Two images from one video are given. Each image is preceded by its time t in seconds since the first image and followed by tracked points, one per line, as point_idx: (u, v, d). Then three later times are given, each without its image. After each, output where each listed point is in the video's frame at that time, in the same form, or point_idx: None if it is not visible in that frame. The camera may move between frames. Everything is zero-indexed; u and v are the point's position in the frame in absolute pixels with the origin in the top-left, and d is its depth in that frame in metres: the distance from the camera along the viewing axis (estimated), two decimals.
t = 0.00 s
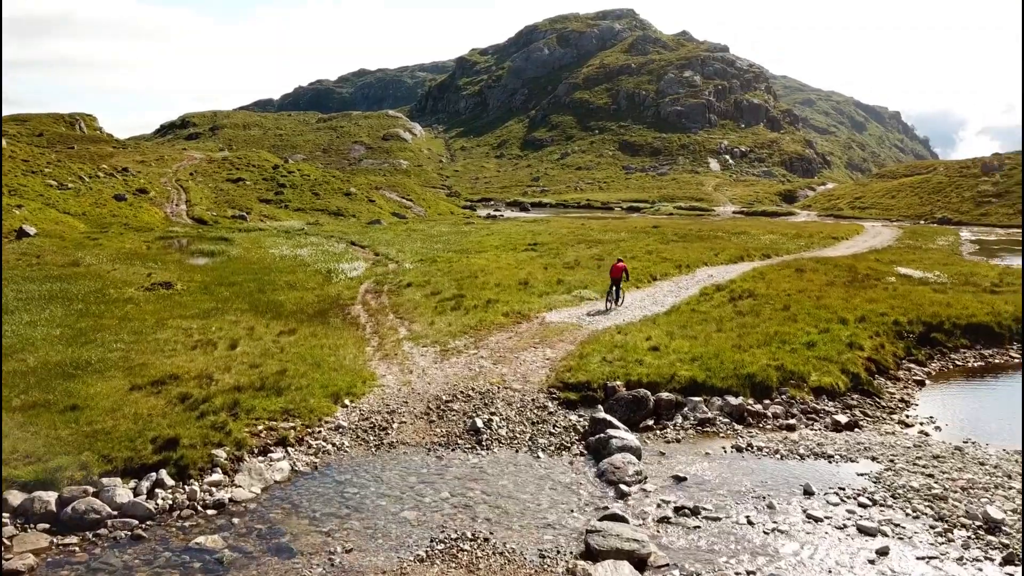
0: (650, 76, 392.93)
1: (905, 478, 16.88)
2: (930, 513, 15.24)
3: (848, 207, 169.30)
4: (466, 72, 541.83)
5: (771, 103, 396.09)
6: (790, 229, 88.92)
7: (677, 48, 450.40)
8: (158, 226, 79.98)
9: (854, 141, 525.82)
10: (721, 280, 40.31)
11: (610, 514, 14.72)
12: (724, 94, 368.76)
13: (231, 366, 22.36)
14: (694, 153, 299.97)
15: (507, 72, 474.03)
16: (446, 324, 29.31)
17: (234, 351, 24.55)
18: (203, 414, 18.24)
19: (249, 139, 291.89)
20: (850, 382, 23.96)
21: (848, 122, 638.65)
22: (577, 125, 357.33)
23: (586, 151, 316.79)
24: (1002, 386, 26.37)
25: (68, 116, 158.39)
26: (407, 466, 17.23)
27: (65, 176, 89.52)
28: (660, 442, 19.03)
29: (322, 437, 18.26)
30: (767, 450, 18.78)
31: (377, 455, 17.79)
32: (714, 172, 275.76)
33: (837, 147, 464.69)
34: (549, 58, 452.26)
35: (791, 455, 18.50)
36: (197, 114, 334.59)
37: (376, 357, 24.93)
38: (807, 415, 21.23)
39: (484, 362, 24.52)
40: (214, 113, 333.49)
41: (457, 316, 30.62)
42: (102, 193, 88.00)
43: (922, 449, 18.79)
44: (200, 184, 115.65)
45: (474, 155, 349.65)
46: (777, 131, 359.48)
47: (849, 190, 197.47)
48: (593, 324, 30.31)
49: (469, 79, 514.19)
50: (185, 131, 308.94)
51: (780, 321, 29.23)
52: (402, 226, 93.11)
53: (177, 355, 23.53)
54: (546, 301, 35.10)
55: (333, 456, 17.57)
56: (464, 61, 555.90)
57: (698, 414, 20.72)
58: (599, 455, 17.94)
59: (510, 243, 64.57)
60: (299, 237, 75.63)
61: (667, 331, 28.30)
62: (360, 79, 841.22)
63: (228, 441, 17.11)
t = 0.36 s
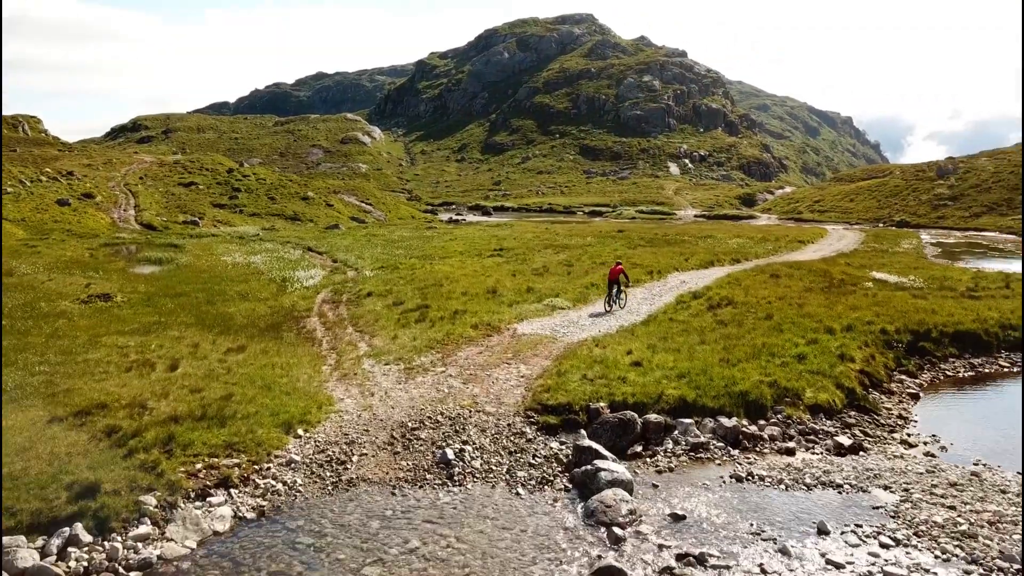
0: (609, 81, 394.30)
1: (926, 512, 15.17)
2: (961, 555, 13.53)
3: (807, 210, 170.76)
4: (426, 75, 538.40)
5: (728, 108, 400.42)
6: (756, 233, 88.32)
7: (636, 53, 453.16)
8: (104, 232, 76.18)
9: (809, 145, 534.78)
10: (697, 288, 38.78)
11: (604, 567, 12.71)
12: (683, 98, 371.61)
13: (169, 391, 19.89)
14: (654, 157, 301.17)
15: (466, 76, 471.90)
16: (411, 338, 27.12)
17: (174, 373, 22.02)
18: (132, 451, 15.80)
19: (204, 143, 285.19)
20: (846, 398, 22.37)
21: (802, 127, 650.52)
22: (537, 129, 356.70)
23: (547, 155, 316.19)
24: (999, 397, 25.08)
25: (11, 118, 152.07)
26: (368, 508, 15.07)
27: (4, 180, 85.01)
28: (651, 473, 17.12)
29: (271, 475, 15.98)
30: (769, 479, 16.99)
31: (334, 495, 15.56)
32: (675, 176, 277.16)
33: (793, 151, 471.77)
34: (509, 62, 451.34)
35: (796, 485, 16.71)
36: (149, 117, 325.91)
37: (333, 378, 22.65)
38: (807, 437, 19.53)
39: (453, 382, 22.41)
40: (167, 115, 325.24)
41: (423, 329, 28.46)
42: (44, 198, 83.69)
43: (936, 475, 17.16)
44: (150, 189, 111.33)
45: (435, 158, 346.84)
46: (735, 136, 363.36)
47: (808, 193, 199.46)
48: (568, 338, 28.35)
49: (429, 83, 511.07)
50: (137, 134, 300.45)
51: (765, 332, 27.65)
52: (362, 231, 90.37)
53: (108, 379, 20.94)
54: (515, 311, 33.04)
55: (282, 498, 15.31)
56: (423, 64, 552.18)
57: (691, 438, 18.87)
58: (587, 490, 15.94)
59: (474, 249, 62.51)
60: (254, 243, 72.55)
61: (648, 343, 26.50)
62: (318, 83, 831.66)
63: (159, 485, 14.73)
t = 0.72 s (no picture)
0: (574, 82, 394.22)
1: (955, 554, 13.48)
2: None
3: (772, 212, 171.28)
4: (390, 77, 533.59)
5: (692, 110, 402.98)
6: (725, 235, 87.40)
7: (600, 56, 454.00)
8: (50, 237, 72.39)
9: (770, 148, 540.86)
10: (674, 293, 37.11)
11: None
12: (648, 100, 372.91)
13: (96, 419, 17.51)
14: (619, 159, 301.31)
15: (430, 77, 468.54)
16: (373, 352, 24.94)
17: (105, 397, 19.58)
18: (44, 497, 13.47)
19: (162, 145, 278.31)
20: (845, 414, 20.73)
21: (764, 129, 658.55)
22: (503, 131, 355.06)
23: (512, 157, 314.65)
24: (999, 408, 23.73)
25: None
26: (322, 559, 12.95)
27: None
28: (644, 509, 15.23)
29: (208, 522, 13.75)
30: (776, 512, 15.20)
31: (282, 544, 13.41)
32: (640, 178, 277.46)
33: (755, 153, 476.61)
34: (473, 63, 449.09)
35: (806, 519, 14.94)
36: (105, 118, 317.24)
37: (288, 400, 20.43)
38: (808, 461, 17.81)
39: (421, 402, 20.35)
40: (123, 116, 316.95)
41: (386, 342, 26.31)
42: None
43: (955, 505, 15.53)
44: (103, 191, 107.14)
45: (399, 160, 343.32)
46: (699, 138, 365.61)
47: (772, 195, 200.46)
48: (543, 350, 26.41)
49: (393, 84, 506.61)
50: (92, 135, 292.12)
51: (753, 343, 25.97)
52: (324, 234, 87.72)
53: (28, 405, 18.45)
54: (485, 320, 31.00)
55: (221, 548, 13.12)
56: (387, 65, 547.25)
57: (684, 465, 17.04)
58: (574, 532, 13.99)
59: (440, 253, 60.39)
60: (210, 248, 69.52)
61: (631, 355, 24.69)
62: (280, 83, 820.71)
63: (71, 541, 12.44)
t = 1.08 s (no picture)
0: (540, 85, 393.14)
1: None
2: None
3: (739, 214, 171.53)
4: (354, 78, 528.10)
5: (658, 114, 404.79)
6: (695, 238, 86.12)
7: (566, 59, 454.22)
8: None
9: (734, 151, 545.69)
10: (650, 302, 35.20)
11: None
12: (614, 103, 373.42)
13: None
14: (586, 162, 300.73)
15: (396, 79, 464.61)
16: (327, 373, 22.55)
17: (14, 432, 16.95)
18: None
19: (119, 147, 270.86)
20: (848, 438, 18.91)
21: (728, 133, 664.99)
22: (469, 133, 352.80)
23: (479, 159, 312.54)
24: (1004, 424, 22.14)
25: None
26: None
27: None
28: (637, 563, 13.17)
29: None
30: (787, 562, 13.23)
31: None
32: (607, 181, 277.05)
33: (719, 156, 481.07)
34: (439, 65, 445.96)
35: (825, 572, 12.96)
36: (59, 119, 308.16)
37: (228, 430, 18.00)
38: (816, 496, 15.90)
39: (380, 433, 18.09)
40: (79, 117, 308.33)
41: (343, 360, 23.95)
42: None
43: (985, 550, 13.70)
44: (52, 194, 102.61)
45: (364, 163, 339.18)
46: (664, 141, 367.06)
47: (738, 197, 201.08)
48: (514, 367, 24.26)
49: (357, 86, 501.56)
50: (46, 137, 283.40)
51: (741, 358, 24.09)
52: (284, 239, 84.62)
53: None
54: (451, 333, 28.74)
55: None
56: (351, 66, 541.57)
57: (679, 504, 14.98)
58: None
59: (405, 258, 58.00)
60: (163, 254, 66.21)
61: (612, 372, 22.68)
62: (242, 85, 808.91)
63: None
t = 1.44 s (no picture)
0: (512, 86, 391.63)
1: None
2: None
3: (712, 215, 171.27)
4: (324, 78, 522.68)
5: (629, 115, 405.42)
6: (672, 240, 84.78)
7: (538, 60, 453.46)
8: None
9: (705, 153, 548.79)
10: (632, 310, 33.40)
11: None
12: (585, 104, 373.11)
13: None
14: (559, 163, 299.79)
15: (366, 79, 460.40)
16: (281, 394, 20.36)
17: None
18: None
19: (82, 147, 264.49)
20: (856, 464, 17.16)
21: (698, 134, 669.65)
22: (441, 134, 350.05)
23: (451, 160, 310.19)
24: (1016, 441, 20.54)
25: None
26: None
27: None
28: None
29: None
30: None
31: None
32: (580, 182, 276.38)
33: (690, 158, 483.49)
34: (409, 65, 442.44)
35: None
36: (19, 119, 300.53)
37: (162, 465, 15.79)
38: (830, 537, 14.09)
39: (336, 466, 16.01)
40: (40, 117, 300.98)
41: (300, 378, 21.76)
42: None
43: None
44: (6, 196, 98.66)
45: (334, 164, 335.17)
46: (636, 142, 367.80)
47: (711, 199, 201.11)
48: (489, 384, 22.26)
49: (327, 86, 496.33)
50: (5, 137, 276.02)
51: (733, 372, 22.33)
52: (249, 242, 81.81)
53: None
54: (420, 345, 26.67)
55: None
56: (320, 66, 535.76)
57: (679, 551, 13.08)
58: None
59: (374, 262, 55.72)
60: (119, 258, 63.23)
61: (595, 390, 20.77)
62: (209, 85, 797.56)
63: None
